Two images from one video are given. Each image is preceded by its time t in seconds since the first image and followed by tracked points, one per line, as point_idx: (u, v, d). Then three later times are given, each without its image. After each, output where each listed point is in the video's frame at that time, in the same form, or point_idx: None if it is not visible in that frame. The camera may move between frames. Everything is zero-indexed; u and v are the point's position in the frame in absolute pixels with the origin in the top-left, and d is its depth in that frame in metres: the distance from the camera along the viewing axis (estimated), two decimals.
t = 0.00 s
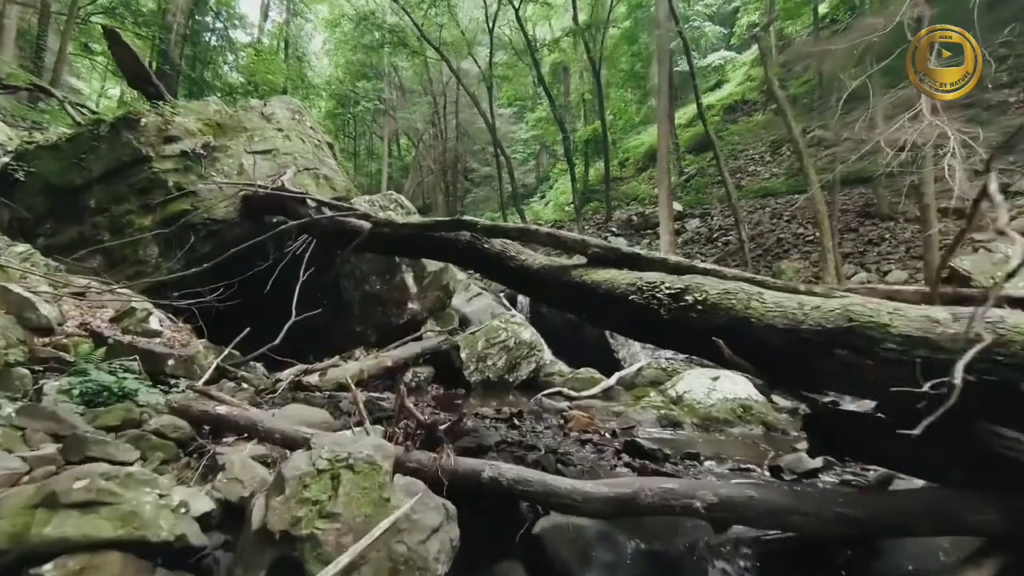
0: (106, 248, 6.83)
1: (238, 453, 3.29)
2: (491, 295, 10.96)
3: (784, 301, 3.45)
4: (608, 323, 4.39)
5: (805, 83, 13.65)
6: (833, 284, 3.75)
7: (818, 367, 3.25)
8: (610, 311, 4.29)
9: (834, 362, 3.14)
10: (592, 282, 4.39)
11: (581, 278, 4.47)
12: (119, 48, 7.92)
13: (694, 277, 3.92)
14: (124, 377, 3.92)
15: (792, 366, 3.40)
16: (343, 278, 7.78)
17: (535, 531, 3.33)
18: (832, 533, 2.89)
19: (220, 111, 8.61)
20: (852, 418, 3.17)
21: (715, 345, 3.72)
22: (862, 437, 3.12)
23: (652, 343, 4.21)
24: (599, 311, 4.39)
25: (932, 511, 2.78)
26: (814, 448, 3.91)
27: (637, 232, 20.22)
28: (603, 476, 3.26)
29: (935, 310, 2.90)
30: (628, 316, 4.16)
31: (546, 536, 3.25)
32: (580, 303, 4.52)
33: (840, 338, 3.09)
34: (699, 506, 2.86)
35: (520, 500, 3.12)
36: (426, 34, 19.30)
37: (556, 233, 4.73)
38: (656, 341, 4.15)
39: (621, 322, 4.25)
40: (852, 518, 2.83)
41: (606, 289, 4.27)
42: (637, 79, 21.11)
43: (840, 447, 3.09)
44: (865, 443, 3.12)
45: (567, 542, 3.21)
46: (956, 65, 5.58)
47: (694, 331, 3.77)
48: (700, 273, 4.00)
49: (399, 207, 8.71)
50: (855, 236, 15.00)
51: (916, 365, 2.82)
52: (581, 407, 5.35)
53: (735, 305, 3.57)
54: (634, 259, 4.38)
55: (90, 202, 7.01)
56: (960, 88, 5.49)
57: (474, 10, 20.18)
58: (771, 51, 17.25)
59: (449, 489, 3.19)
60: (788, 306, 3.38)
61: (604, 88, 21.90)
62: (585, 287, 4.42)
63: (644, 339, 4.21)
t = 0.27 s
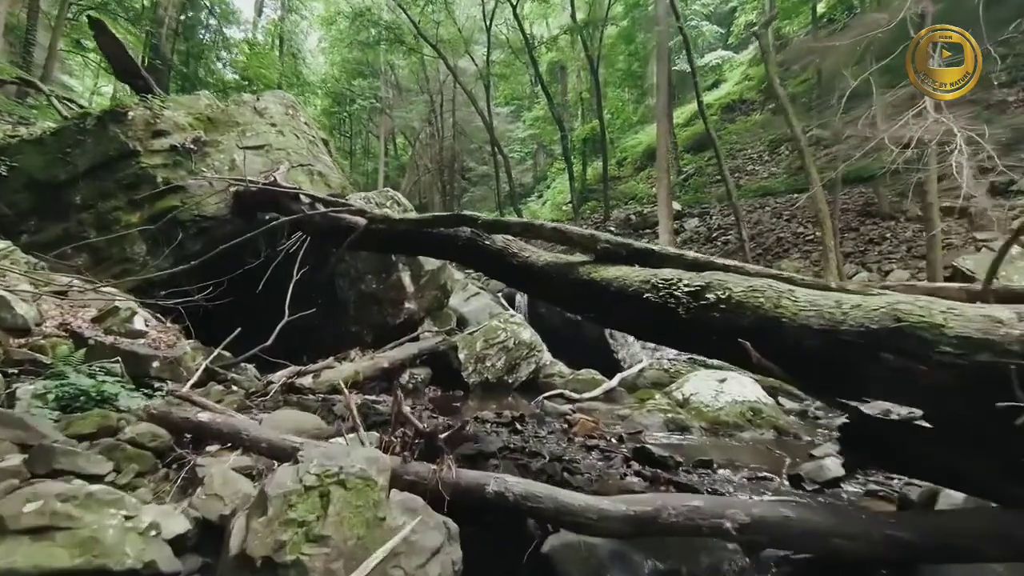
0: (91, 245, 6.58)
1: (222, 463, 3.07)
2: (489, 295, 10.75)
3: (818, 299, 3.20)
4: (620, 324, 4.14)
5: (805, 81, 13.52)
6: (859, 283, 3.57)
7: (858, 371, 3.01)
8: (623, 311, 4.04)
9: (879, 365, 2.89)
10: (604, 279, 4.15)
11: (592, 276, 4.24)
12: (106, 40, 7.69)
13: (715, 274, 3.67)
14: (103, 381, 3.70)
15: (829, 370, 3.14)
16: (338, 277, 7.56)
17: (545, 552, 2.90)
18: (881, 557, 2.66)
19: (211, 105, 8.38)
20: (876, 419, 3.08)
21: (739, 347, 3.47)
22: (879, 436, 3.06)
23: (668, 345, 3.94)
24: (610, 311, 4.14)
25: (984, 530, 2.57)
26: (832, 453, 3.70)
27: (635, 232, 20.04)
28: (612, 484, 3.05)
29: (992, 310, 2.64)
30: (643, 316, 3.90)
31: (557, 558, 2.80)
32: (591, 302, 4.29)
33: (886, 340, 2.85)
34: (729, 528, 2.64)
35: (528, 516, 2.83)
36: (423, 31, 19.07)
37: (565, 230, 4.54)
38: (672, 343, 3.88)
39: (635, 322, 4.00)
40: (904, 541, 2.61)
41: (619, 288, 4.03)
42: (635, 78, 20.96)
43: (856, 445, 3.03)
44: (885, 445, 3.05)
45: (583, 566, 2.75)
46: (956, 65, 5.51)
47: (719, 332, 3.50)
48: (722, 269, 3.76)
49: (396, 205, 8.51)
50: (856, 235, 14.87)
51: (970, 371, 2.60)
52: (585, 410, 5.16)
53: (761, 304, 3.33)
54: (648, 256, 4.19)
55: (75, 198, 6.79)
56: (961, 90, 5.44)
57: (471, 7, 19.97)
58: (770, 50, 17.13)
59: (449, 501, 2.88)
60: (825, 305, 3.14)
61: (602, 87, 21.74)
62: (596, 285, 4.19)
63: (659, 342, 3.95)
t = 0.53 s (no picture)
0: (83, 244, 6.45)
1: (212, 470, 2.93)
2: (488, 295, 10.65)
3: (838, 299, 3.12)
4: (627, 324, 4.04)
5: (805, 80, 13.45)
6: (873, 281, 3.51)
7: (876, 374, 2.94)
8: (631, 311, 3.94)
9: (904, 366, 2.79)
10: (612, 278, 4.05)
11: (599, 275, 4.14)
12: (99, 36, 7.58)
13: (727, 273, 3.59)
14: (91, 382, 3.60)
15: (848, 372, 3.05)
16: (335, 276, 7.45)
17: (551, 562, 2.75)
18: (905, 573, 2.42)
19: (206, 102, 8.27)
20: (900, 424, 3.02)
21: (754, 348, 3.36)
22: (880, 437, 3.05)
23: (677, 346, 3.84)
24: (618, 311, 4.04)
25: None
26: (840, 457, 3.61)
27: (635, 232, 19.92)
28: (616, 489, 2.94)
29: None
30: (653, 315, 3.80)
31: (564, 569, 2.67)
32: (597, 302, 4.18)
33: (914, 340, 2.73)
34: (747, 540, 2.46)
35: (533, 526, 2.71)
36: (421, 29, 18.93)
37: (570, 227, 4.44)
38: (681, 345, 3.78)
39: (644, 322, 3.89)
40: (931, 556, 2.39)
41: (627, 287, 3.93)
42: (635, 78, 20.87)
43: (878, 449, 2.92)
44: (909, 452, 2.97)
45: None
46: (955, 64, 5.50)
47: (733, 332, 3.41)
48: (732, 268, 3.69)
49: (394, 203, 8.41)
50: (856, 234, 14.81)
51: (1003, 371, 2.48)
52: (586, 412, 5.07)
53: (777, 304, 3.25)
54: (655, 254, 4.09)
55: (68, 196, 6.68)
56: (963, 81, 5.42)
57: (469, 6, 19.85)
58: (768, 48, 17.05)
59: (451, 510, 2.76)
60: (846, 304, 3.05)
61: (601, 87, 21.65)
62: (603, 284, 4.08)
63: (668, 342, 3.85)
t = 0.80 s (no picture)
0: (67, 240, 6.20)
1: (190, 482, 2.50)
2: (485, 294, 10.45)
3: (887, 295, 2.79)
4: (642, 324, 3.80)
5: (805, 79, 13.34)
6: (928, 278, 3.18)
7: (941, 386, 2.53)
8: (646, 309, 3.70)
9: (969, 376, 2.38)
10: (625, 275, 3.81)
11: (611, 272, 3.91)
12: (85, 28, 7.36)
13: (753, 269, 3.31)
14: (67, 386, 3.39)
15: (906, 384, 2.66)
16: (329, 275, 7.24)
17: None
18: None
19: (196, 95, 8.04)
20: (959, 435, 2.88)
21: (787, 351, 3.04)
22: (932, 446, 2.98)
23: (697, 348, 3.58)
24: (631, 310, 3.80)
25: None
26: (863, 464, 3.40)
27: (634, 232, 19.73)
28: (628, 502, 2.73)
29: None
30: (670, 314, 3.55)
31: None
32: (609, 300, 3.94)
33: (978, 343, 2.35)
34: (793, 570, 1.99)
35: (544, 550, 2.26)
36: (417, 26, 18.68)
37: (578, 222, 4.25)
38: (702, 346, 3.52)
39: (660, 322, 3.65)
40: None
41: (642, 283, 3.70)
42: (632, 77, 20.71)
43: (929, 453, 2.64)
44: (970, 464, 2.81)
45: None
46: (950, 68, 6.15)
47: (761, 333, 3.12)
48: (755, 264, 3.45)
49: (390, 200, 8.20)
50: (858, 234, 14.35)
51: None
52: (590, 416, 4.87)
53: (812, 302, 2.94)
54: (670, 250, 3.91)
55: (51, 191, 6.44)
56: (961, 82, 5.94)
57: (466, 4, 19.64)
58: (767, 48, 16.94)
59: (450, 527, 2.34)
60: (897, 302, 2.70)
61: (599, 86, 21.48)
62: (615, 281, 3.85)
63: (687, 344, 3.60)
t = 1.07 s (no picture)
0: (58, 239, 6.08)
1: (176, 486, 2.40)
2: (483, 294, 10.35)
3: (914, 292, 2.71)
4: (650, 323, 3.70)
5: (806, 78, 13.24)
6: (948, 275, 3.10)
7: (973, 386, 2.51)
8: (655, 308, 3.59)
9: (1006, 377, 2.37)
10: (633, 273, 3.69)
11: (617, 270, 3.80)
12: (77, 23, 7.24)
13: (767, 266, 3.22)
14: (53, 387, 3.29)
15: (935, 385, 2.63)
16: (326, 274, 7.13)
17: None
18: None
19: (190, 92, 7.92)
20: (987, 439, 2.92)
21: (806, 350, 2.96)
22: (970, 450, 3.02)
23: (707, 348, 3.49)
24: (639, 309, 3.69)
25: None
26: (874, 468, 3.30)
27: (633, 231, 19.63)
28: (635, 508, 2.62)
29: None
30: (680, 314, 3.45)
31: None
32: (614, 298, 3.82)
33: (1019, 344, 2.31)
34: None
35: (551, 567, 2.12)
36: (415, 25, 18.52)
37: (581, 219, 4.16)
38: (714, 346, 3.43)
39: (669, 321, 3.55)
40: None
41: (650, 281, 3.59)
42: (631, 77, 20.62)
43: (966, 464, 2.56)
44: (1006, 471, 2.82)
45: None
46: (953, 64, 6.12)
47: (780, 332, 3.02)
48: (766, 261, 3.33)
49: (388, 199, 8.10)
50: (857, 234, 14.38)
51: None
52: (591, 419, 4.78)
53: (834, 301, 2.85)
54: (676, 247, 3.80)
55: (42, 188, 6.32)
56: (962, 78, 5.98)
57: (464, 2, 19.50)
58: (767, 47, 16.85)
59: (453, 542, 2.18)
60: (927, 301, 2.63)
61: (598, 86, 21.37)
62: (622, 279, 3.74)
63: (697, 344, 3.50)
